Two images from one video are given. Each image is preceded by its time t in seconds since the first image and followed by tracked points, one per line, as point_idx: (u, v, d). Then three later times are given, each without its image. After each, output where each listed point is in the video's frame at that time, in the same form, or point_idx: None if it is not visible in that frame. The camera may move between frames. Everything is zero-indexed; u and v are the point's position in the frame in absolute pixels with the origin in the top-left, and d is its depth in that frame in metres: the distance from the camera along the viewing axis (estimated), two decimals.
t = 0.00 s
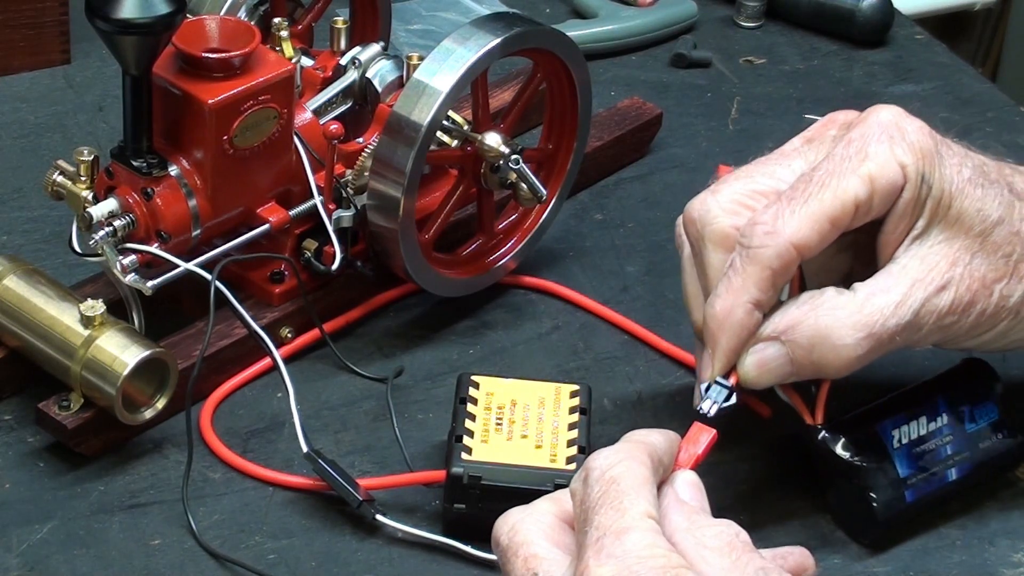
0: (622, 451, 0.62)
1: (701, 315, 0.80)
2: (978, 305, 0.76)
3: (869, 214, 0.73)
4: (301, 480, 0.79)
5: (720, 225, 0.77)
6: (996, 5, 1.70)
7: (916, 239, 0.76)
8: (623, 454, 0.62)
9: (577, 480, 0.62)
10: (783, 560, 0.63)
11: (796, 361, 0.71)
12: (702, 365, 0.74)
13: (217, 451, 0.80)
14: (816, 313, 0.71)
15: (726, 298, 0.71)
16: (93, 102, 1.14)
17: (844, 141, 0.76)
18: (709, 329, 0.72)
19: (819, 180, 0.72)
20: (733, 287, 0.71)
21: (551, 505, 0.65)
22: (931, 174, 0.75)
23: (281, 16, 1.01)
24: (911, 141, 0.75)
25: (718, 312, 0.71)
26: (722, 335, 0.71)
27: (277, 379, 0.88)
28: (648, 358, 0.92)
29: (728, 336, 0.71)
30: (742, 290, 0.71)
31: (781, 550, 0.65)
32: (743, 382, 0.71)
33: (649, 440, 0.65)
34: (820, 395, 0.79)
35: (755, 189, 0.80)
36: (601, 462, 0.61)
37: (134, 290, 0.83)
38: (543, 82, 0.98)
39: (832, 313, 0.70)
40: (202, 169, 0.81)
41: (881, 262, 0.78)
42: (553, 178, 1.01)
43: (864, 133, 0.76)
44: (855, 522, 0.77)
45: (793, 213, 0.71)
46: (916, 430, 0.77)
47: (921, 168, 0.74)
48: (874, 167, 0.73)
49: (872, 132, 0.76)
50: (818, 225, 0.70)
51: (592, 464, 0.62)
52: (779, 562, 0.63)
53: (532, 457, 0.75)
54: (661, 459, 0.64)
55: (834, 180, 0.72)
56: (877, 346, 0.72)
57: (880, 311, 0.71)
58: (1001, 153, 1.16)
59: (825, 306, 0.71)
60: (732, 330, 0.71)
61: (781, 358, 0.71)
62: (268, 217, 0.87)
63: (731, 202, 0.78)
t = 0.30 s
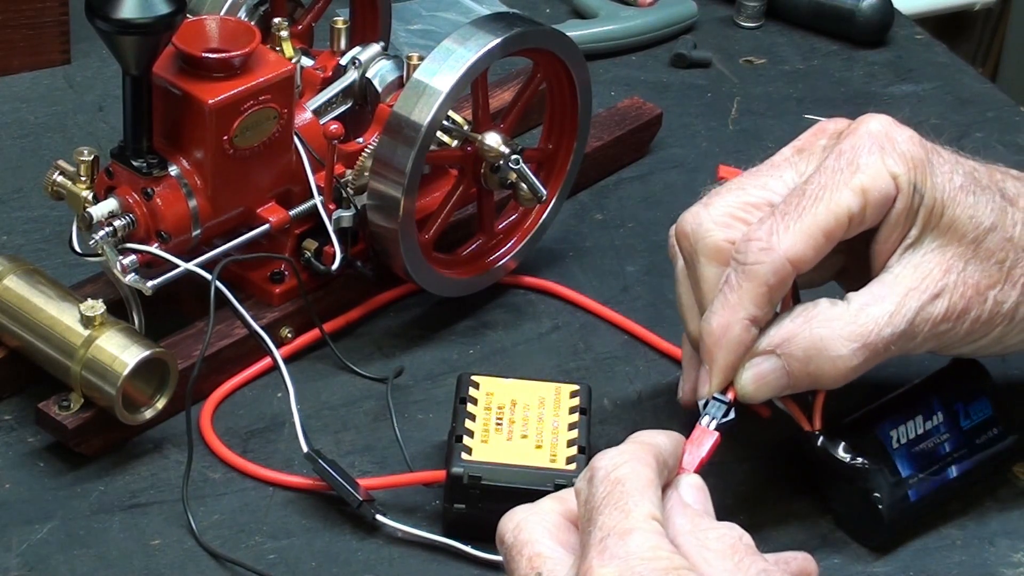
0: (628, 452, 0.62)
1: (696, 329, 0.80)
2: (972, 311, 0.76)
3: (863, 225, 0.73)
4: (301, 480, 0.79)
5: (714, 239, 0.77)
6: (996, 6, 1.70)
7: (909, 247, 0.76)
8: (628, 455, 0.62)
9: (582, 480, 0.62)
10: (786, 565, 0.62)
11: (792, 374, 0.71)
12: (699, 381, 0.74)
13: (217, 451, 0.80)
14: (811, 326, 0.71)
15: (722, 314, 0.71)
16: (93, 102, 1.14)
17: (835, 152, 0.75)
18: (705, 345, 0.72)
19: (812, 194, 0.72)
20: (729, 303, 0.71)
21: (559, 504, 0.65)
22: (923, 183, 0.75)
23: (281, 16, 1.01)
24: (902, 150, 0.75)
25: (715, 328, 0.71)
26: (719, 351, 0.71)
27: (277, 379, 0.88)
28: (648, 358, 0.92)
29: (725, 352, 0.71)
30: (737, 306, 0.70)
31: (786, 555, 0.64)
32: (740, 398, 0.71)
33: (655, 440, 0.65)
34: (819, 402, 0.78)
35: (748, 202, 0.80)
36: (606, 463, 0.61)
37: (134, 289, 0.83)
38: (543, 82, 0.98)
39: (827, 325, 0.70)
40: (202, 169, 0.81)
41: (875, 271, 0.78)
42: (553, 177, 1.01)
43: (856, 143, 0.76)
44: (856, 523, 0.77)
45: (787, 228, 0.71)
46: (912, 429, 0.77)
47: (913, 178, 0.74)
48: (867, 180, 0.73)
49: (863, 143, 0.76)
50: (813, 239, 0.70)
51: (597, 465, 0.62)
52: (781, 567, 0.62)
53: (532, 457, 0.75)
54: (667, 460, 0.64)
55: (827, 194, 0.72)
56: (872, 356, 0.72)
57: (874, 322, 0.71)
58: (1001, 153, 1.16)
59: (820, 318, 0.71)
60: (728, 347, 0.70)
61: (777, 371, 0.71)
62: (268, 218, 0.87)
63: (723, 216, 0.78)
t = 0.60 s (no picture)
0: (619, 458, 0.62)
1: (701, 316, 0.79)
2: (977, 308, 0.76)
3: (871, 216, 0.73)
4: (301, 480, 0.79)
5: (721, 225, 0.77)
6: (996, 5, 1.70)
7: (915, 242, 0.76)
8: (619, 461, 0.62)
9: (574, 487, 0.63)
10: (785, 561, 0.63)
11: (795, 363, 0.71)
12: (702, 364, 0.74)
13: (217, 451, 0.80)
14: (814, 314, 0.71)
15: (729, 299, 0.71)
16: (93, 102, 1.14)
17: (847, 142, 0.75)
18: (710, 330, 0.72)
19: (823, 182, 0.72)
20: (736, 288, 0.70)
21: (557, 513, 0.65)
22: (933, 178, 0.75)
23: (281, 16, 1.01)
24: (914, 143, 0.75)
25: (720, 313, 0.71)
26: (723, 336, 0.71)
27: (277, 379, 0.88)
28: (648, 358, 0.92)
29: (730, 338, 0.71)
30: (743, 292, 0.70)
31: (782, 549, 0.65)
32: (743, 384, 0.71)
33: (648, 443, 0.65)
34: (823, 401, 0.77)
35: (756, 190, 0.80)
36: (596, 471, 0.61)
37: (134, 289, 0.83)
38: (543, 81, 0.98)
39: (831, 315, 0.70)
40: (202, 169, 0.81)
41: (881, 263, 0.78)
42: (553, 177, 1.01)
43: (867, 134, 0.75)
44: (855, 523, 0.77)
45: (797, 215, 0.71)
46: (917, 431, 0.77)
47: (923, 172, 0.74)
48: (878, 170, 0.73)
49: (876, 134, 0.75)
50: (822, 228, 0.70)
51: (589, 472, 0.62)
52: (779, 563, 0.63)
53: (532, 457, 0.75)
54: (659, 464, 0.64)
55: (837, 183, 0.72)
56: (874, 348, 0.72)
57: (878, 313, 0.71)
58: (1001, 153, 1.16)
59: (824, 308, 0.71)
60: (733, 332, 0.70)
61: (781, 359, 0.70)
62: (268, 217, 0.87)
63: (732, 202, 0.78)
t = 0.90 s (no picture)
0: (593, 478, 0.63)
1: (691, 318, 0.80)
2: (963, 317, 0.76)
3: (862, 216, 0.73)
4: (302, 481, 0.79)
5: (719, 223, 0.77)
6: (996, 6, 1.70)
7: (906, 250, 0.76)
8: (594, 481, 0.62)
9: (556, 512, 0.63)
10: (783, 544, 0.64)
11: (782, 354, 0.69)
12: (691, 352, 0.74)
13: (217, 450, 0.80)
14: (797, 301, 0.70)
15: (720, 282, 0.71)
16: (93, 102, 1.14)
17: (847, 145, 0.76)
18: (701, 313, 0.72)
19: (819, 176, 0.73)
20: (726, 271, 0.71)
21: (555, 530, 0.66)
22: (929, 186, 0.75)
23: (281, 16, 1.01)
24: (913, 153, 0.75)
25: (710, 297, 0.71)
26: (712, 319, 0.71)
27: (277, 379, 0.88)
28: (648, 358, 0.92)
29: (721, 318, 0.71)
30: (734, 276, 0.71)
31: (780, 529, 0.65)
32: (734, 371, 0.69)
33: (623, 457, 0.65)
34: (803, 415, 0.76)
35: (756, 193, 0.80)
36: (574, 494, 0.62)
37: (134, 289, 0.83)
38: (543, 81, 0.98)
39: (817, 304, 0.70)
40: (202, 169, 0.81)
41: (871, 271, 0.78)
42: (553, 177, 1.01)
43: (868, 139, 0.76)
44: (854, 523, 0.77)
45: (791, 203, 0.72)
46: (899, 429, 0.77)
47: (919, 180, 0.74)
48: (874, 170, 0.73)
49: (876, 140, 0.76)
50: (813, 216, 0.71)
51: (567, 496, 0.62)
52: (779, 546, 0.64)
53: (533, 457, 0.75)
54: (638, 474, 0.64)
55: (832, 178, 0.73)
56: (854, 345, 0.71)
57: (861, 308, 0.71)
58: (1000, 154, 1.16)
59: (808, 298, 0.71)
60: (723, 314, 0.71)
61: (770, 346, 0.69)
62: (268, 217, 0.87)
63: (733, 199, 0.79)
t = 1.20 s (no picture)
0: (594, 475, 0.63)
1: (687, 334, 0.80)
2: (960, 330, 0.76)
3: (858, 230, 0.73)
4: (302, 481, 0.79)
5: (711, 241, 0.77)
6: (996, 6, 1.70)
7: (903, 263, 0.76)
8: (596, 479, 0.62)
9: (557, 509, 0.63)
10: (781, 547, 0.64)
11: (779, 368, 0.69)
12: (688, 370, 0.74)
13: (217, 450, 0.80)
14: (793, 316, 0.71)
15: (715, 300, 0.71)
16: (93, 102, 1.14)
17: (842, 159, 0.76)
18: (696, 331, 0.72)
19: (814, 191, 0.73)
20: (722, 289, 0.71)
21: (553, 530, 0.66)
22: (925, 200, 0.74)
23: (281, 16, 1.01)
24: (908, 166, 0.75)
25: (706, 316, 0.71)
26: (707, 337, 0.71)
27: (277, 379, 0.88)
28: (648, 358, 0.92)
29: (716, 337, 0.71)
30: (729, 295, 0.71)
31: (777, 533, 0.65)
32: (730, 386, 0.69)
33: (624, 456, 0.65)
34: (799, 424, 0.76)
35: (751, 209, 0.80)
36: (575, 491, 0.62)
37: (134, 289, 0.83)
38: (543, 81, 0.98)
39: (813, 318, 0.70)
40: (202, 169, 0.81)
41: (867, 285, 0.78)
42: (553, 177, 1.01)
43: (863, 154, 0.76)
44: (855, 526, 0.77)
45: (786, 219, 0.71)
46: (894, 430, 0.77)
47: (914, 194, 0.74)
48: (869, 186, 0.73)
49: (871, 154, 0.75)
50: (808, 233, 0.71)
51: (568, 493, 0.62)
52: (776, 549, 0.64)
53: (533, 457, 0.75)
54: (639, 474, 0.64)
55: (827, 193, 0.72)
56: (851, 357, 0.71)
57: (856, 320, 0.71)
58: (1000, 154, 1.16)
59: (805, 312, 0.71)
60: (719, 331, 0.71)
61: (767, 361, 0.69)
62: (268, 218, 0.87)
63: (727, 219, 0.79)
